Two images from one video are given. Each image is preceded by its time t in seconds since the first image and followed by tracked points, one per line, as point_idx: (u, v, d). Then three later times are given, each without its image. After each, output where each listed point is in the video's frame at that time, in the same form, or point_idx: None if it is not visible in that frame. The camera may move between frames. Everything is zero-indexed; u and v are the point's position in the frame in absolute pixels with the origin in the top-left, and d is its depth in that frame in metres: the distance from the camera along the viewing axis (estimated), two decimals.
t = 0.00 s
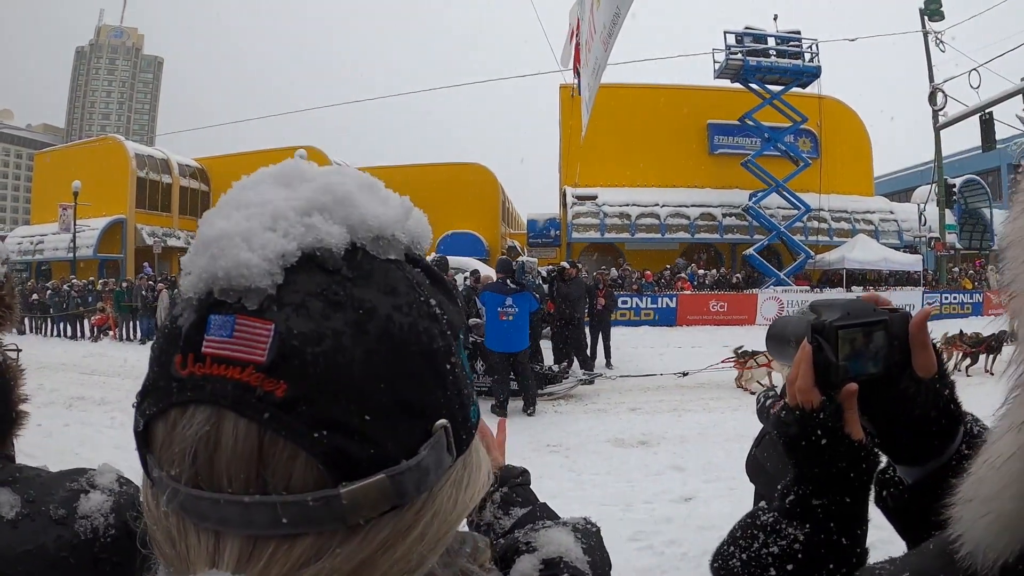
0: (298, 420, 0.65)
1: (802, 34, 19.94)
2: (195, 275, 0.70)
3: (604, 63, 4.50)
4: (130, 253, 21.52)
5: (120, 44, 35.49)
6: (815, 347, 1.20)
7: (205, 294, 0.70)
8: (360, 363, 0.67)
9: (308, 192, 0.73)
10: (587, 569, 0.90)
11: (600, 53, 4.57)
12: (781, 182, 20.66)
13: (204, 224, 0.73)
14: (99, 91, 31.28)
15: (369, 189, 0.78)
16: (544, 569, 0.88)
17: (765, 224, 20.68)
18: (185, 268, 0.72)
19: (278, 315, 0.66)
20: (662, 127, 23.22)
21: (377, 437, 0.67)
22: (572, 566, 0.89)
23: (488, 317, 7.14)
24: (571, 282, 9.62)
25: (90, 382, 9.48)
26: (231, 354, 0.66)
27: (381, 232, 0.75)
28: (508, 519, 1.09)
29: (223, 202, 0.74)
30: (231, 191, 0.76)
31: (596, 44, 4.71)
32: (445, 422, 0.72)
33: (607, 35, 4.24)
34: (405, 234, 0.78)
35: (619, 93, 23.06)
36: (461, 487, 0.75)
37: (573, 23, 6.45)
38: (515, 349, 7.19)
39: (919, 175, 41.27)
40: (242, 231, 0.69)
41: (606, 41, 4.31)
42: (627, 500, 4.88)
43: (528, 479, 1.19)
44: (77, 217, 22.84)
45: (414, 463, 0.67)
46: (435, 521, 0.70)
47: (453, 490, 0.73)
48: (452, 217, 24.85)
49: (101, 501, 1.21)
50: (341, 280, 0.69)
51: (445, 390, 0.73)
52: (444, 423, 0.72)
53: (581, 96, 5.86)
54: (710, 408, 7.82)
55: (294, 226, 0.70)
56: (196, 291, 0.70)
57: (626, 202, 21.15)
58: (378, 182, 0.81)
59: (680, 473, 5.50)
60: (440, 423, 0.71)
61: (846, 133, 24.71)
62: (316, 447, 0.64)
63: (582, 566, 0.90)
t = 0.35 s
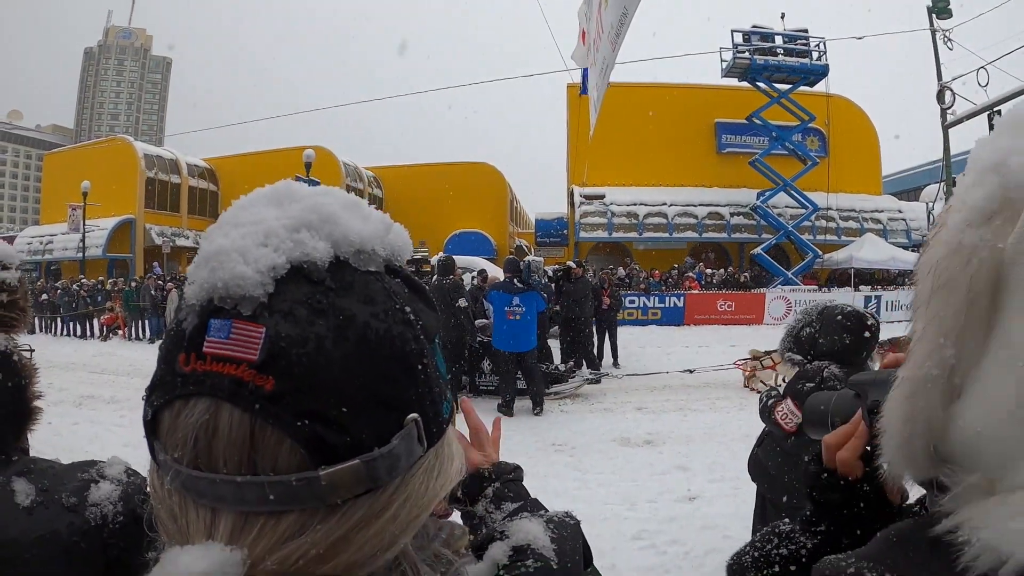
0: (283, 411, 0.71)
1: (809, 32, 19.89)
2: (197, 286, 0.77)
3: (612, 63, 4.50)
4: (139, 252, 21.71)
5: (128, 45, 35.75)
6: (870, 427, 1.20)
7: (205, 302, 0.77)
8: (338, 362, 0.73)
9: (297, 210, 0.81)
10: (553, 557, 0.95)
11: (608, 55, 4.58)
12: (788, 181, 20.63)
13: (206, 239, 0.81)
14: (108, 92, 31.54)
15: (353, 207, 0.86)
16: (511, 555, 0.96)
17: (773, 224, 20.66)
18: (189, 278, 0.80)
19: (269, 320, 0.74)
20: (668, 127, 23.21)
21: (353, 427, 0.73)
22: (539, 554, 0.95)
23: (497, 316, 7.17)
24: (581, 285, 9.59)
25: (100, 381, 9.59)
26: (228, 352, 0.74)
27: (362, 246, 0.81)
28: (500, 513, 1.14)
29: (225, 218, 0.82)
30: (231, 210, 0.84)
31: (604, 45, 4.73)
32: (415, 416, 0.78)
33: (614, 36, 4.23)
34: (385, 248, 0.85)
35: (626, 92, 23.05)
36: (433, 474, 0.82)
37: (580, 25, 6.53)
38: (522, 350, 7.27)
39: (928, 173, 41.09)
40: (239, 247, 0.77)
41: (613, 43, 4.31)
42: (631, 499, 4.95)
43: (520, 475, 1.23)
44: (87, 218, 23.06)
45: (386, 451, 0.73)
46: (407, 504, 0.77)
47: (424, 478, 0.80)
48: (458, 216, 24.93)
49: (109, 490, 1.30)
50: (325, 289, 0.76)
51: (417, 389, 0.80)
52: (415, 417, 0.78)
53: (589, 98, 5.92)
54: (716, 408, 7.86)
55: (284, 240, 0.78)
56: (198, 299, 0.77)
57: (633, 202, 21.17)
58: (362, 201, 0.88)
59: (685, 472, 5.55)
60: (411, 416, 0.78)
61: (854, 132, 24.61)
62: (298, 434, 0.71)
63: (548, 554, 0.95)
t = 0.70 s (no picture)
0: (333, 378, 0.77)
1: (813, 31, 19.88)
2: (249, 268, 0.83)
3: (618, 63, 4.53)
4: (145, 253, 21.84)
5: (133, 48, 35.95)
6: (863, 421, 1.29)
7: (258, 283, 0.82)
8: (381, 338, 0.79)
9: (341, 203, 0.87)
10: (569, 526, 1.05)
11: (614, 54, 4.59)
12: (793, 179, 20.61)
13: (254, 227, 0.87)
14: (112, 93, 31.69)
15: (388, 201, 0.91)
16: (532, 527, 1.04)
17: (777, 222, 20.65)
18: (240, 263, 0.85)
19: (318, 297, 0.79)
20: (672, 126, 23.21)
21: (394, 392, 0.79)
22: (558, 523, 1.05)
23: (514, 314, 7.27)
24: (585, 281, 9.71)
25: (108, 380, 9.68)
26: (281, 326, 0.79)
27: (399, 235, 0.87)
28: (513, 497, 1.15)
29: (274, 210, 0.88)
30: (276, 203, 0.90)
31: (610, 44, 4.74)
32: (449, 387, 0.84)
33: (620, 36, 4.26)
34: (417, 239, 0.91)
35: (630, 92, 23.07)
36: (462, 444, 0.88)
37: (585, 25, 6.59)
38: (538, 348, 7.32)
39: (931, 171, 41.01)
40: (289, 233, 0.83)
41: (620, 42, 4.31)
42: (637, 496, 4.98)
43: (533, 463, 1.24)
44: (93, 219, 23.19)
45: (423, 415, 0.79)
46: (442, 469, 0.83)
47: (456, 446, 0.86)
48: (462, 216, 24.98)
49: (136, 472, 1.35)
50: (367, 271, 0.82)
51: (449, 361, 0.85)
52: (448, 388, 0.84)
53: (594, 97, 5.97)
54: (720, 406, 7.90)
55: (331, 229, 0.84)
56: (250, 280, 0.83)
57: (637, 200, 21.18)
58: (394, 195, 0.94)
59: (690, 470, 5.60)
60: (444, 387, 0.83)
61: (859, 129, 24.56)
62: (347, 399, 0.77)
63: (567, 523, 1.05)
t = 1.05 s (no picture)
0: (356, 363, 0.74)
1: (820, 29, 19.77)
2: (269, 254, 0.81)
3: (627, 60, 4.48)
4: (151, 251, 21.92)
5: (140, 47, 36.05)
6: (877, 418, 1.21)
7: (279, 267, 0.80)
8: (404, 324, 0.76)
9: (361, 189, 0.84)
10: (592, 521, 1.02)
11: (624, 51, 4.54)
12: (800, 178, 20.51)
13: (274, 212, 0.84)
14: (119, 92, 31.80)
15: (411, 187, 0.88)
16: (553, 521, 1.01)
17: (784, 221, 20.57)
18: (261, 250, 0.83)
19: (341, 280, 0.76)
20: (678, 125, 23.13)
21: (419, 377, 0.76)
22: (579, 516, 1.02)
23: (533, 312, 7.28)
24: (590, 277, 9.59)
25: (115, 378, 9.71)
26: (304, 310, 0.76)
27: (420, 222, 0.84)
28: (528, 495, 1.10)
29: (293, 197, 0.86)
30: (297, 189, 0.88)
31: (619, 41, 4.70)
32: (472, 372, 0.81)
33: (630, 33, 4.21)
34: (439, 226, 0.87)
35: (636, 91, 22.99)
36: (485, 433, 0.85)
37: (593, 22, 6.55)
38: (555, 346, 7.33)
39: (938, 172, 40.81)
40: (311, 218, 0.80)
41: (630, 40, 4.25)
42: (644, 495, 4.95)
43: (547, 460, 1.19)
44: (100, 217, 23.28)
45: (448, 401, 0.76)
46: (466, 457, 0.80)
47: (479, 435, 0.83)
48: (468, 215, 24.97)
49: (140, 460, 1.32)
50: (389, 257, 0.79)
51: (472, 347, 0.82)
52: (472, 373, 0.81)
53: (602, 94, 5.94)
54: (727, 405, 7.85)
55: (352, 214, 0.81)
56: (271, 266, 0.80)
57: (644, 200, 21.11)
58: (416, 184, 0.90)
59: (697, 468, 5.56)
60: (468, 372, 0.81)
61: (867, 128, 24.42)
62: (370, 383, 0.74)
63: (588, 517, 1.02)
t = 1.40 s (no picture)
0: (364, 358, 0.74)
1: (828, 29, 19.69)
2: (276, 250, 0.80)
3: (637, 60, 4.47)
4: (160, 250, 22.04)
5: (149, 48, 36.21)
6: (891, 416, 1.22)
7: (286, 264, 0.79)
8: (411, 320, 0.75)
9: (369, 184, 0.83)
10: (600, 517, 1.01)
11: (633, 52, 4.51)
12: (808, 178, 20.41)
13: (282, 208, 0.84)
14: (128, 93, 31.97)
15: (417, 182, 0.87)
16: (562, 517, 1.00)
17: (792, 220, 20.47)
18: (268, 247, 0.82)
19: (347, 277, 0.76)
20: (686, 125, 23.06)
21: (427, 373, 0.76)
22: (589, 513, 1.01)
23: (547, 311, 7.30)
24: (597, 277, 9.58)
25: (125, 377, 9.77)
26: (310, 306, 0.76)
27: (428, 217, 0.83)
28: (537, 490, 1.09)
29: (299, 193, 0.85)
30: (302, 185, 0.87)
31: (628, 41, 4.68)
32: (480, 369, 0.80)
33: (638, 34, 4.19)
34: (447, 221, 0.87)
35: (643, 91, 22.94)
36: (494, 429, 0.84)
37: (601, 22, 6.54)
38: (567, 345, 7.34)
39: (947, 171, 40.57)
40: (319, 214, 0.80)
41: (639, 40, 4.23)
42: (651, 494, 4.93)
43: (556, 456, 1.18)
44: (109, 217, 23.40)
45: (457, 397, 0.76)
46: (475, 453, 0.80)
47: (486, 432, 0.82)
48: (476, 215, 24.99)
49: (152, 457, 1.32)
50: (395, 252, 0.78)
51: (480, 343, 0.82)
52: (480, 370, 0.80)
53: (611, 95, 5.93)
54: (735, 405, 7.81)
55: (359, 211, 0.80)
56: (278, 262, 0.80)
57: (651, 199, 21.05)
58: (423, 179, 0.90)
59: (705, 468, 5.54)
60: (476, 369, 0.80)
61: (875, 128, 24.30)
62: (376, 379, 0.73)
63: (597, 513, 1.02)
